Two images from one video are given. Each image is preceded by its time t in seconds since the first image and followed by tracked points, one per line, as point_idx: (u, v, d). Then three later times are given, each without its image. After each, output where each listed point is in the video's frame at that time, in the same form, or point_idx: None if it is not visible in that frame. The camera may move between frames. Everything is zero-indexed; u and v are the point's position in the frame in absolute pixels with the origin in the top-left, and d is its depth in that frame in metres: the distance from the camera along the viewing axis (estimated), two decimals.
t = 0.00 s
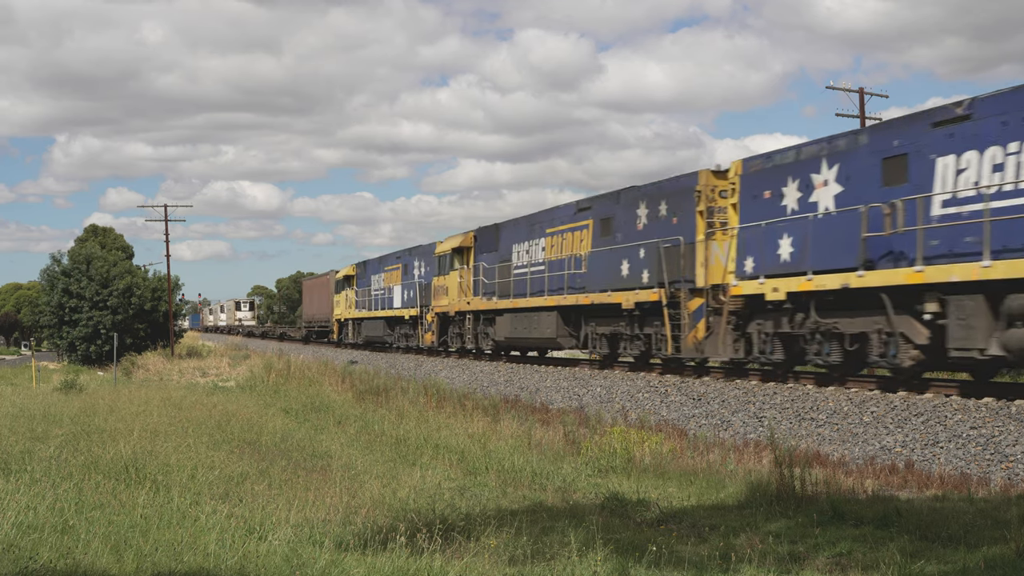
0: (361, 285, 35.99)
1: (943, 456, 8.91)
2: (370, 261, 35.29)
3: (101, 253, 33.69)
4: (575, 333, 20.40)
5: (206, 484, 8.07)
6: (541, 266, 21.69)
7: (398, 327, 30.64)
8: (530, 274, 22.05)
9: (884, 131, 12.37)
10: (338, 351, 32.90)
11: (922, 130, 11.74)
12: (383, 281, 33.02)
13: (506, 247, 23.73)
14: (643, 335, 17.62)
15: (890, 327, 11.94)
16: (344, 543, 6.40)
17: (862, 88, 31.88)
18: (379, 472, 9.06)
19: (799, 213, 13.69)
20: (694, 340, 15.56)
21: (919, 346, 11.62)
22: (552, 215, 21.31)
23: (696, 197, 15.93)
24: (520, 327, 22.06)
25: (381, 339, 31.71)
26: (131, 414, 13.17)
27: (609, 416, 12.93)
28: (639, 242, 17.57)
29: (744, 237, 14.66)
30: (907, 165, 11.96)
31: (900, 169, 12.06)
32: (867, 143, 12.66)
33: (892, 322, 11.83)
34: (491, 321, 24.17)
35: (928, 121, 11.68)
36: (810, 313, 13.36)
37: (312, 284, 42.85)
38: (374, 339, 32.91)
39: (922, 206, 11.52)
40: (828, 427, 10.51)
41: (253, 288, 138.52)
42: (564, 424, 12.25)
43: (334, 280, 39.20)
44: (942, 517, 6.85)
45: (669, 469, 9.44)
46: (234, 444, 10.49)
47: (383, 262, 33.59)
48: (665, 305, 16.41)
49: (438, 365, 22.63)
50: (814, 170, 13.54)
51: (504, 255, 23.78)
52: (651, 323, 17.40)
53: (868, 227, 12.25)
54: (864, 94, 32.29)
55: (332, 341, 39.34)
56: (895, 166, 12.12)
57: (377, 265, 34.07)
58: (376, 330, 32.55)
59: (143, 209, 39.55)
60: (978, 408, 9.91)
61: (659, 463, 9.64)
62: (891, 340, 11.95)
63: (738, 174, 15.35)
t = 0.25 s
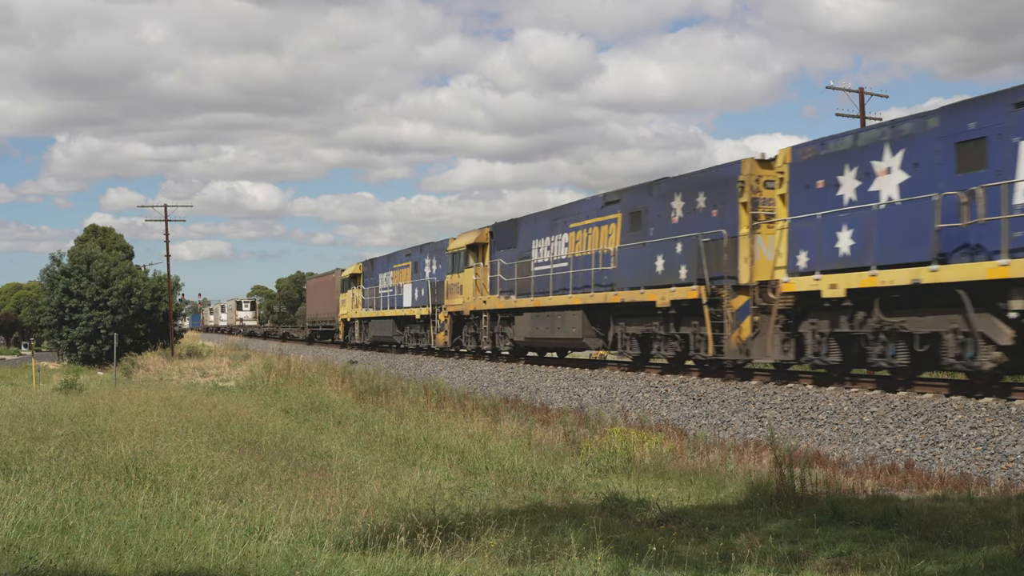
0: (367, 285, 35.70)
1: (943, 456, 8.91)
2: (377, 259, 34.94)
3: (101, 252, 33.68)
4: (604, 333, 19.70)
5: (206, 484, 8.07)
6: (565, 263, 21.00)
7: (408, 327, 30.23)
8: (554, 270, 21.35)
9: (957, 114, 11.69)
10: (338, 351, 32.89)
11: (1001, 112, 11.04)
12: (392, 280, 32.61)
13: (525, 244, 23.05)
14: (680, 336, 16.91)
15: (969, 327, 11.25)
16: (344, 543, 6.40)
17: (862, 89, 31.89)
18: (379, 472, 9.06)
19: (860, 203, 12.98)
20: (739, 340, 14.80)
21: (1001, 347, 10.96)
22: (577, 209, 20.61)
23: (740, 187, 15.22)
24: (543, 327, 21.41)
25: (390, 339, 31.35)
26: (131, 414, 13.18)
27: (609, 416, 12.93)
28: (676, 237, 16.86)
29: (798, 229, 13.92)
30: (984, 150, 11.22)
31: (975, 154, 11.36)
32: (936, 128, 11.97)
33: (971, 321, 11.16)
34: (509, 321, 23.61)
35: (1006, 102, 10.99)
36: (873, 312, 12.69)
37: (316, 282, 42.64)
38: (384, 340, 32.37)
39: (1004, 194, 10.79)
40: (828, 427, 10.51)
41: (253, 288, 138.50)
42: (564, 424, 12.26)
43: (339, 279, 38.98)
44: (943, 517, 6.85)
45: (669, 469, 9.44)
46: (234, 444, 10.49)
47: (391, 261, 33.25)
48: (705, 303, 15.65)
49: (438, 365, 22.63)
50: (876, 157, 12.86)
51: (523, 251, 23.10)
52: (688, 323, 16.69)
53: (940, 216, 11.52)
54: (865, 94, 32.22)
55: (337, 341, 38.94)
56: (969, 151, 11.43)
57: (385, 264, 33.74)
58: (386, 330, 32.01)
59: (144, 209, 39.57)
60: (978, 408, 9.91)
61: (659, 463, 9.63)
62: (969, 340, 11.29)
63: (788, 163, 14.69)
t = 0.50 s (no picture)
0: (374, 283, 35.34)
1: (943, 456, 8.91)
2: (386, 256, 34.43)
3: (101, 252, 33.67)
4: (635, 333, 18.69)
5: (206, 484, 8.07)
6: (590, 259, 20.00)
7: (420, 327, 29.62)
8: (579, 267, 20.35)
9: None
10: (339, 351, 32.89)
11: None
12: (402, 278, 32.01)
13: (547, 239, 22.08)
14: (721, 336, 15.88)
15: None
16: (344, 543, 6.40)
17: (862, 89, 31.82)
18: (379, 472, 9.06)
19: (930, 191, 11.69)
20: (789, 341, 13.71)
21: None
22: (604, 202, 19.59)
23: (789, 176, 14.00)
24: (568, 326, 20.53)
25: (400, 339, 30.81)
26: (131, 414, 13.18)
27: (609, 416, 12.93)
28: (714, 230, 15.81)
29: (857, 221, 12.72)
30: None
31: None
32: (1016, 106, 10.63)
33: None
34: (529, 320, 22.83)
35: None
36: (947, 310, 11.51)
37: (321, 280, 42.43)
38: (395, 340, 31.68)
39: None
40: (828, 427, 10.51)
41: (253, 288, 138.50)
42: (564, 424, 12.25)
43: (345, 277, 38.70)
44: (943, 517, 6.84)
45: (669, 469, 9.44)
46: (234, 444, 10.49)
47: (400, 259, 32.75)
48: (751, 301, 14.62)
49: (438, 365, 22.62)
50: (947, 141, 11.52)
51: (545, 247, 22.16)
52: (731, 323, 15.63)
53: None
54: (865, 93, 32.13)
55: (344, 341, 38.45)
56: None
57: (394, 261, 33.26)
58: (397, 330, 31.29)
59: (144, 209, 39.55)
60: (979, 408, 9.91)
61: (659, 463, 9.64)
62: None
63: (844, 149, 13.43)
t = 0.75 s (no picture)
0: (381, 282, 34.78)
1: (943, 456, 8.91)
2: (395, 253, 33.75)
3: (101, 252, 33.66)
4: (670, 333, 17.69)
5: (206, 484, 8.07)
6: (620, 255, 18.97)
7: (432, 327, 28.89)
8: (607, 263, 19.32)
9: None
10: (340, 351, 32.87)
11: None
12: (413, 277, 31.25)
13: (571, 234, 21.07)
14: (768, 336, 14.87)
15: None
16: (344, 543, 6.40)
17: (863, 88, 31.70)
18: (379, 472, 9.07)
19: (1013, 177, 10.74)
20: (847, 341, 12.66)
21: None
22: (633, 195, 18.61)
23: (847, 164, 13.09)
24: (596, 326, 19.57)
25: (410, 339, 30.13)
26: (131, 414, 13.17)
27: (609, 416, 12.93)
28: (761, 223, 14.82)
29: (929, 212, 11.78)
30: None
31: None
32: None
33: None
34: (551, 320, 21.88)
35: None
36: None
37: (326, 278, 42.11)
38: (406, 341, 30.85)
39: None
40: (828, 427, 10.51)
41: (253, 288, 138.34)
42: (564, 424, 12.25)
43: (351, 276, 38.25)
44: (943, 517, 6.84)
45: (668, 469, 9.44)
46: (234, 444, 10.49)
47: (410, 256, 32.08)
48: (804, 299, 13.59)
49: (438, 365, 22.63)
50: None
51: (568, 243, 21.18)
52: (780, 321, 14.62)
53: None
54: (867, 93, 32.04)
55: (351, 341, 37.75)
56: None
57: (404, 259, 32.60)
58: (409, 330, 30.42)
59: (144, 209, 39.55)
60: (979, 408, 9.91)
61: (659, 463, 9.64)
62: None
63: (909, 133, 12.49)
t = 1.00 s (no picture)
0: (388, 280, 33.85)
1: (943, 456, 8.91)
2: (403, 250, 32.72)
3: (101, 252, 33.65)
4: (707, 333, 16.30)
5: (206, 484, 8.07)
6: (652, 250, 17.45)
7: (443, 326, 27.75)
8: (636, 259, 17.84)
9: None
10: (340, 351, 32.86)
11: None
12: (424, 274, 30.13)
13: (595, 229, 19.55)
14: (824, 337, 13.50)
15: None
16: (344, 543, 6.40)
17: (863, 89, 31.68)
18: (379, 472, 9.07)
19: None
20: (916, 343, 11.25)
21: None
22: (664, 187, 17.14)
23: (915, 149, 11.71)
24: (625, 325, 18.14)
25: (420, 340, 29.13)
26: (131, 414, 13.18)
27: (608, 416, 12.92)
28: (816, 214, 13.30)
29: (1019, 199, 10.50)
30: None
31: None
32: None
33: None
34: (574, 319, 20.46)
35: None
36: None
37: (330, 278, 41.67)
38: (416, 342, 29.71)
39: None
40: (828, 427, 10.51)
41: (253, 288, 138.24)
42: (564, 424, 12.25)
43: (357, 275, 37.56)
44: (942, 517, 6.85)
45: (668, 469, 9.44)
46: (234, 444, 10.49)
47: (419, 254, 30.99)
48: (866, 298, 12.14)
49: (438, 365, 22.63)
50: None
51: (591, 239, 19.74)
52: (838, 321, 13.24)
53: None
54: (866, 93, 31.88)
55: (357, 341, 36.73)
56: None
57: (412, 257, 31.55)
58: (420, 331, 29.29)
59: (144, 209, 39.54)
60: (979, 408, 9.91)
61: (659, 463, 9.64)
62: None
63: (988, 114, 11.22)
